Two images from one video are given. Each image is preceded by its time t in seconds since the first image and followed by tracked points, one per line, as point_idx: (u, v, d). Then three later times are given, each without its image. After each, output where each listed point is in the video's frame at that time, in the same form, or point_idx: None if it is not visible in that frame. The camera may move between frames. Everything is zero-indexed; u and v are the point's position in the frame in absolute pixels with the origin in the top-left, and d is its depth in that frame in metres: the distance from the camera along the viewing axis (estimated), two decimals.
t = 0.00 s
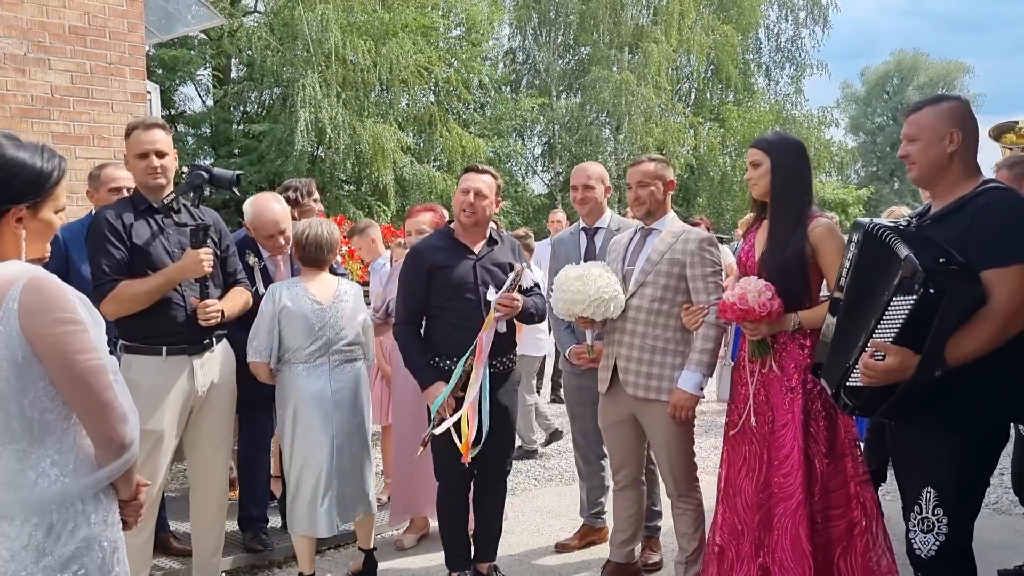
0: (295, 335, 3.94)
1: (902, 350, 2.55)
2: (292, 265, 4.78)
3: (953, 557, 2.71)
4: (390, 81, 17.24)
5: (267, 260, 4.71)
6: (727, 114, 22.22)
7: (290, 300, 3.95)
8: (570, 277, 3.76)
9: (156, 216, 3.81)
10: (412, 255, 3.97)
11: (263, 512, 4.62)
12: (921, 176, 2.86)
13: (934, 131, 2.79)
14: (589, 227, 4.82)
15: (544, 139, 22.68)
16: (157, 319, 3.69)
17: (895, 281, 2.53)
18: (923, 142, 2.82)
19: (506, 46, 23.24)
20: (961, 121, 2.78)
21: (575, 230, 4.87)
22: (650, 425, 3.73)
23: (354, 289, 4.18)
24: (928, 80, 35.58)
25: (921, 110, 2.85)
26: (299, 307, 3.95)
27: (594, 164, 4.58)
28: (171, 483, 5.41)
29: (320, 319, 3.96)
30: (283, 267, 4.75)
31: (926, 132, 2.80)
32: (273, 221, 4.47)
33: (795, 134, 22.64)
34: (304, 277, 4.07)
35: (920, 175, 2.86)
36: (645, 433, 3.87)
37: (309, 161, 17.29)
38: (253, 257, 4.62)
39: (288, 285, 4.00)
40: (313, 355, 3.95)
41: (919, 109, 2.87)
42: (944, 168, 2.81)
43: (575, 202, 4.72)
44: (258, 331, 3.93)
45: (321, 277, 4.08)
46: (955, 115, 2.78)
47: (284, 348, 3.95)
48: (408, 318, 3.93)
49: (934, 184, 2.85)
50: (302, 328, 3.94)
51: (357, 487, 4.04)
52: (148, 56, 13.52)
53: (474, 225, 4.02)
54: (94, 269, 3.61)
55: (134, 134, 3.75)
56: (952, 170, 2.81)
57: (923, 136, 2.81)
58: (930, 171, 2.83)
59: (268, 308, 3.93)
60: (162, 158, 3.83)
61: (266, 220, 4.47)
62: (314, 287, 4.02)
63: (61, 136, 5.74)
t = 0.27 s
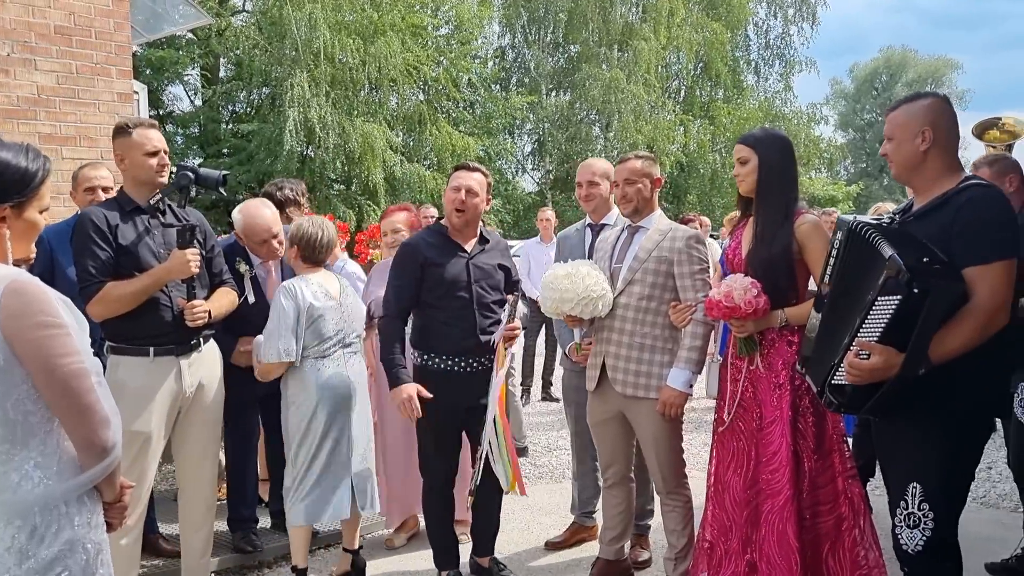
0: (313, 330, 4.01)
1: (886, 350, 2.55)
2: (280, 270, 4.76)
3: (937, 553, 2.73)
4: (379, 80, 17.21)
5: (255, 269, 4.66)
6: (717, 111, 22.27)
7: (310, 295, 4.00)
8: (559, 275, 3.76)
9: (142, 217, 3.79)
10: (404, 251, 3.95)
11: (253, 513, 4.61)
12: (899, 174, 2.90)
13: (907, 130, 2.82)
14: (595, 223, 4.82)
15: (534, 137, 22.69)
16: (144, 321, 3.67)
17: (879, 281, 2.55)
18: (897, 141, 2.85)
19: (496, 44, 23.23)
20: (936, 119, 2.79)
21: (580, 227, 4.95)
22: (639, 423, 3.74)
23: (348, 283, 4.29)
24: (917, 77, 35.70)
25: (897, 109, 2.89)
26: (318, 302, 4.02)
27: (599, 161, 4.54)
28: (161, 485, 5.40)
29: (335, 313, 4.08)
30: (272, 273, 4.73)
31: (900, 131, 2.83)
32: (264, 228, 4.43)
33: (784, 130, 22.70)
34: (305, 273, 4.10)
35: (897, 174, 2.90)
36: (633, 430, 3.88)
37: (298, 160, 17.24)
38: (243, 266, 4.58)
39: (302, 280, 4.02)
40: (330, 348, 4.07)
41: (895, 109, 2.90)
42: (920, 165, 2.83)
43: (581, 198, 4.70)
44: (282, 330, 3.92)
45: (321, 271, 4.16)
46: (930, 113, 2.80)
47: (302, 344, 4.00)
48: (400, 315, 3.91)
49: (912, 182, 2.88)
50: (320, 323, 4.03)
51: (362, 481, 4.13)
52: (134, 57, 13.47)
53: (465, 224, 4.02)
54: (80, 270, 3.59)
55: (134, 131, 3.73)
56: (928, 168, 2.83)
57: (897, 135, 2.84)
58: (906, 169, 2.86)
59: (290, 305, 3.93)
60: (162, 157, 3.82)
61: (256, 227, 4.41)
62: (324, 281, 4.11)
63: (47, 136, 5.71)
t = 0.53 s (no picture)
0: (305, 327, 4.03)
1: (864, 346, 2.59)
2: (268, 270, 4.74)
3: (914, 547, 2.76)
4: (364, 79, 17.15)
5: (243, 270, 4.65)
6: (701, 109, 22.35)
7: (304, 291, 4.01)
8: (543, 275, 3.77)
9: (123, 218, 3.77)
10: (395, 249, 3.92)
11: (238, 514, 4.60)
12: (878, 170, 2.92)
13: (886, 127, 2.84)
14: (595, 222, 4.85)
15: (519, 136, 22.69)
16: (125, 323, 3.65)
17: (857, 278, 2.58)
18: (876, 138, 2.87)
19: (480, 43, 23.20)
20: (916, 117, 2.82)
21: (580, 226, 4.98)
22: (623, 421, 3.75)
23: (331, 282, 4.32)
24: (899, 74, 35.95)
25: (875, 107, 2.91)
26: (311, 299, 4.04)
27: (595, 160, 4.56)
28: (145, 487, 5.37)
29: (324, 309, 4.12)
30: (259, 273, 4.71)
31: (879, 129, 2.86)
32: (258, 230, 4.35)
33: (768, 128, 22.80)
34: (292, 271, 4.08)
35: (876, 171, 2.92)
36: (618, 429, 3.89)
37: (283, 160, 17.17)
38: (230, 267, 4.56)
39: (296, 276, 4.03)
40: (319, 344, 4.09)
41: (875, 105, 2.92)
42: (899, 162, 2.86)
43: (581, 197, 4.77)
44: (279, 325, 3.90)
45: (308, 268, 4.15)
46: (908, 111, 2.82)
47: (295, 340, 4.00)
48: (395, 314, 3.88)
49: (891, 178, 2.91)
50: (312, 319, 4.05)
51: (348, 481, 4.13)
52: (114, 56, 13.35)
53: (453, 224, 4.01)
54: (60, 273, 3.56)
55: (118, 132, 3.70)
56: (907, 165, 2.85)
57: (876, 132, 2.86)
58: (885, 166, 2.88)
59: (287, 300, 3.93)
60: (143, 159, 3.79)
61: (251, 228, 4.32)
62: (313, 278, 4.13)
63: (27, 137, 5.66)
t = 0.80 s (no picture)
0: (262, 328, 3.98)
1: (827, 339, 2.61)
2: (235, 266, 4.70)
3: (880, 541, 2.79)
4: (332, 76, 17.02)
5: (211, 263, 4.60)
6: (670, 107, 22.52)
7: (262, 293, 3.96)
8: (513, 273, 3.77)
9: (85, 216, 3.69)
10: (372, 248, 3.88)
11: (204, 515, 4.55)
12: (845, 170, 2.96)
13: (852, 126, 2.88)
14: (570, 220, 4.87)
15: (489, 133, 22.67)
16: (88, 323, 3.58)
17: (818, 272, 2.60)
18: (843, 137, 2.91)
19: (450, 40, 23.13)
20: (880, 115, 2.86)
21: (557, 221, 4.98)
22: (592, 419, 3.77)
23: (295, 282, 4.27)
24: (863, 74, 36.50)
25: (841, 107, 2.94)
26: (269, 300, 3.99)
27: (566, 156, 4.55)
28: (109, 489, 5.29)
29: (284, 312, 4.07)
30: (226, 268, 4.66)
31: (845, 128, 2.89)
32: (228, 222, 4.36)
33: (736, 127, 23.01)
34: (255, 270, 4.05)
35: (844, 170, 2.96)
36: (587, 426, 3.90)
37: (249, 157, 16.97)
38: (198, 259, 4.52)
39: (255, 277, 3.98)
40: (277, 347, 4.05)
41: (841, 105, 2.96)
42: (865, 161, 2.89)
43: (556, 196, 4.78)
44: (233, 326, 3.86)
45: (273, 269, 4.12)
46: (874, 110, 2.87)
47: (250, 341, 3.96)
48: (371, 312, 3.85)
49: (858, 178, 2.94)
50: (269, 321, 4.00)
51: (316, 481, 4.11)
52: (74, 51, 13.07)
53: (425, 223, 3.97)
54: (19, 272, 3.48)
55: (81, 130, 3.63)
56: (873, 164, 2.89)
57: (842, 131, 2.90)
58: (852, 165, 2.92)
59: (242, 301, 3.88)
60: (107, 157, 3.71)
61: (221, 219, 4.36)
62: (275, 280, 4.08)
63: None
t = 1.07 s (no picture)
0: (213, 329, 3.91)
1: (794, 341, 2.65)
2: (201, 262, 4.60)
3: (843, 539, 2.84)
4: (295, 71, 16.82)
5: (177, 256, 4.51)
6: (634, 106, 22.66)
7: (212, 294, 3.88)
8: (479, 272, 3.75)
9: (42, 213, 3.60)
10: (340, 251, 3.84)
11: (165, 518, 4.47)
12: (810, 171, 3.00)
13: (817, 129, 2.92)
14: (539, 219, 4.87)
15: (454, 131, 22.61)
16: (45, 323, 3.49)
17: (789, 272, 2.63)
18: (808, 139, 2.95)
19: (415, 37, 23.02)
20: (846, 118, 2.90)
21: (524, 220, 4.97)
22: (559, 418, 3.77)
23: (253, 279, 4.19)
24: (823, 75, 37.11)
25: (807, 109, 2.98)
26: (221, 301, 3.91)
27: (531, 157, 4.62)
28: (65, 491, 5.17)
29: (239, 312, 3.99)
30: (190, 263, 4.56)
31: (811, 130, 2.93)
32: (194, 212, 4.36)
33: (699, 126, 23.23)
34: (210, 271, 3.97)
35: (809, 172, 3.00)
36: (553, 426, 3.90)
37: (210, 153, 16.71)
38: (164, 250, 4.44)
39: (206, 278, 3.91)
40: (231, 347, 3.98)
41: (807, 108, 2.99)
42: (830, 163, 2.94)
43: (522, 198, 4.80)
44: (179, 328, 3.80)
45: (230, 269, 4.05)
46: (839, 113, 2.91)
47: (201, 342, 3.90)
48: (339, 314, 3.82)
49: (824, 180, 2.98)
50: (221, 322, 3.93)
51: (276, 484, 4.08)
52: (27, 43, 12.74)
53: (392, 223, 3.94)
54: None
55: (37, 125, 3.53)
56: (838, 166, 2.94)
57: (808, 134, 2.94)
58: (817, 168, 2.96)
59: (190, 303, 3.82)
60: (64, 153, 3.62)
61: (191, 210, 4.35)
62: (229, 280, 4.00)
63: None
